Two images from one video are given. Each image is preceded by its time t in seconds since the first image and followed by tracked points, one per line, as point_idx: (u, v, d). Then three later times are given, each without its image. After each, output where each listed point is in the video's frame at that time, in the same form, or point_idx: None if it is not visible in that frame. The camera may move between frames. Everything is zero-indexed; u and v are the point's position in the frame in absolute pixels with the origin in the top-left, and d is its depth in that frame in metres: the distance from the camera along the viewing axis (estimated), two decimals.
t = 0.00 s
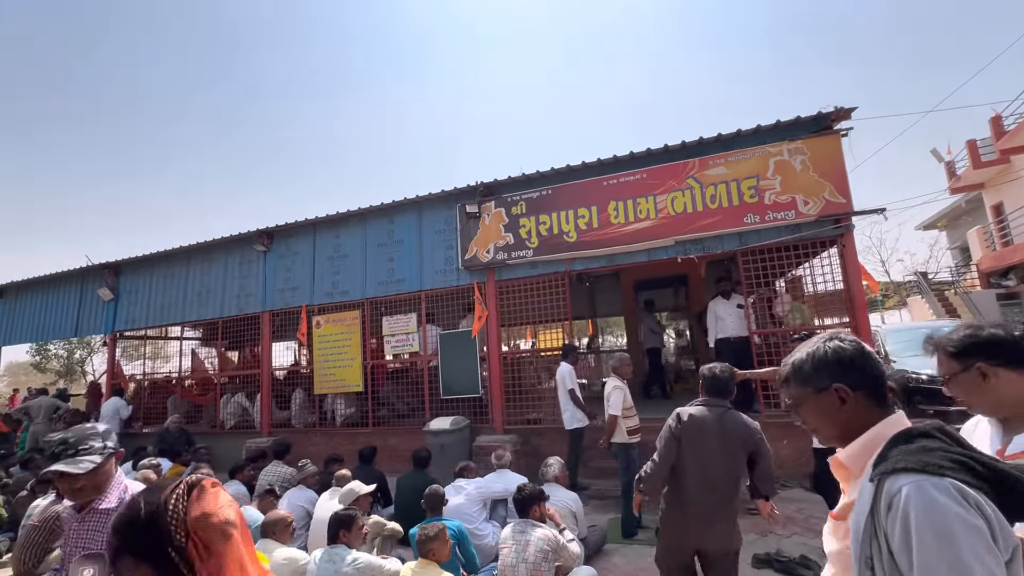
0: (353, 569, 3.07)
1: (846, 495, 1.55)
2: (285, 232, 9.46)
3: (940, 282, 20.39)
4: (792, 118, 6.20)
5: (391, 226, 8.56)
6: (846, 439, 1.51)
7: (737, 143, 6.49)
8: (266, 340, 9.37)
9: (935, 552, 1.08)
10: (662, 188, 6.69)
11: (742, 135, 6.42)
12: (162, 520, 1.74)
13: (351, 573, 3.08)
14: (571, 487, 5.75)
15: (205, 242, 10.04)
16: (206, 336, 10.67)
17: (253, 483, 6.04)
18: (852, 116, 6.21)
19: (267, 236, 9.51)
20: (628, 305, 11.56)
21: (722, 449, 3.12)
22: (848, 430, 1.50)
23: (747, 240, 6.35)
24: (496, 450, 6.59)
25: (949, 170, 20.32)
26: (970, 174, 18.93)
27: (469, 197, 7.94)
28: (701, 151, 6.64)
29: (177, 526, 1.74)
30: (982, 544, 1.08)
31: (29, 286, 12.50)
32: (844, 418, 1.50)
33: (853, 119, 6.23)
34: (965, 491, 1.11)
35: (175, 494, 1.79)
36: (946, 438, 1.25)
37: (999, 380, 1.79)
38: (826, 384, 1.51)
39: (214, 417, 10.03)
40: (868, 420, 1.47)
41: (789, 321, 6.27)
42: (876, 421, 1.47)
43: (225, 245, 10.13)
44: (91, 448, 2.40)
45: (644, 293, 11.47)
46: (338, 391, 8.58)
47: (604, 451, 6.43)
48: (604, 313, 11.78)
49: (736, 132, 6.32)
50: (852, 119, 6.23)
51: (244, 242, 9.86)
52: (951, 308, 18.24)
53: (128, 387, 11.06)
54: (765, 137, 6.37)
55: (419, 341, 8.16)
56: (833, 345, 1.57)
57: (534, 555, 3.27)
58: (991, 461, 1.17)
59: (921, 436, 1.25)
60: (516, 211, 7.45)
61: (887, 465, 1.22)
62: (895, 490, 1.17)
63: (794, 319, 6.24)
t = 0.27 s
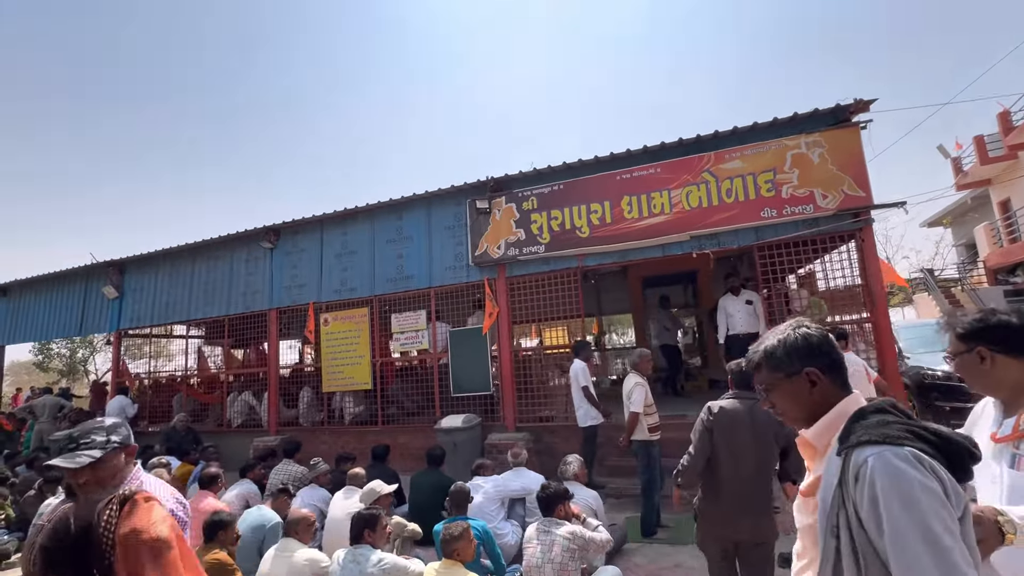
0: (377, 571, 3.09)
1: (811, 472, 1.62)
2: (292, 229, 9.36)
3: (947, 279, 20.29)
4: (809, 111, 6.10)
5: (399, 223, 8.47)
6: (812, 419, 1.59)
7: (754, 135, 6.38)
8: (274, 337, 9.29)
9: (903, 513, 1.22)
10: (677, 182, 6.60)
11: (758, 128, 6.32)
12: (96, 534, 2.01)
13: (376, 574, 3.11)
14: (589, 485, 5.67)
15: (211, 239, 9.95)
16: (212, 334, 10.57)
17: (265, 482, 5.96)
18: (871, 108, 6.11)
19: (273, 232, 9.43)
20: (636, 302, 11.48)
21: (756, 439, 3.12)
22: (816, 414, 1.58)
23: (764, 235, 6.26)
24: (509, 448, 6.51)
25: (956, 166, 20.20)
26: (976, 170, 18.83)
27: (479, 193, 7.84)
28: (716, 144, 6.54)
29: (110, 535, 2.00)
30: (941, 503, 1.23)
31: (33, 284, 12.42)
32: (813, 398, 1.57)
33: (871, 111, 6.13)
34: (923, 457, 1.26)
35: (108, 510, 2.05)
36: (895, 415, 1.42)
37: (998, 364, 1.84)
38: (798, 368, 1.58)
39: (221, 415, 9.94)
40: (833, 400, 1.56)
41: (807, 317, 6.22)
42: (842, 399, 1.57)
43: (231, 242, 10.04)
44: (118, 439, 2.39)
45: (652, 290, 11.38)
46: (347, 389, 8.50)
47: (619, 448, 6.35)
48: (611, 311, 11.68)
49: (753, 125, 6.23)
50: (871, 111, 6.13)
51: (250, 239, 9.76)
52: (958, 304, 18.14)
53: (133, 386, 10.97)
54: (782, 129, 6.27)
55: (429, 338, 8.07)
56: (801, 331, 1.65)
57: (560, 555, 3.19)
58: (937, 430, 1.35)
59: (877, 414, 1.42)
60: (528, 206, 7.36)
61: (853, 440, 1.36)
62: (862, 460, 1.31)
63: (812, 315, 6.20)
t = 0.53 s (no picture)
0: (398, 568, 3.10)
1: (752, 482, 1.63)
2: (294, 223, 9.27)
3: (946, 275, 20.37)
4: (820, 105, 6.05)
5: (403, 217, 8.40)
6: (755, 432, 1.57)
7: (764, 129, 6.34)
8: (276, 333, 9.22)
9: (827, 532, 1.26)
10: (686, 177, 6.55)
11: (769, 122, 6.28)
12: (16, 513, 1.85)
13: (397, 572, 3.13)
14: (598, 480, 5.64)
15: (212, 233, 9.84)
16: (213, 329, 10.47)
17: (271, 479, 5.90)
18: (882, 103, 6.08)
19: (276, 227, 9.34)
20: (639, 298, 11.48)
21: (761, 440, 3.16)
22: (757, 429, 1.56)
23: (773, 230, 6.23)
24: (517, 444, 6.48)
25: (955, 162, 20.23)
26: (976, 167, 18.87)
27: (485, 187, 7.78)
28: (726, 139, 6.49)
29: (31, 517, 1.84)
30: (863, 522, 1.26)
31: (30, 279, 12.27)
32: (755, 412, 1.55)
33: (882, 105, 6.10)
34: (848, 477, 1.30)
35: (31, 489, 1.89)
36: (830, 431, 1.44)
37: (969, 374, 2.01)
38: (743, 384, 1.55)
39: (223, 411, 9.87)
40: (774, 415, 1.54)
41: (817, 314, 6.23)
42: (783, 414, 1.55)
43: (232, 236, 9.94)
44: (135, 434, 2.45)
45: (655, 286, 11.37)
46: (351, 384, 8.44)
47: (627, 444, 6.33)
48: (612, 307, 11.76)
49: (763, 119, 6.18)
50: (882, 105, 6.10)
51: (252, 234, 9.67)
52: (957, 300, 18.21)
53: (133, 382, 10.87)
54: (793, 123, 6.23)
55: (434, 334, 8.02)
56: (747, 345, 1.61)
57: (579, 552, 3.15)
58: (865, 448, 1.37)
59: (812, 430, 1.44)
60: (535, 200, 7.30)
61: (788, 459, 1.38)
62: (794, 480, 1.34)
63: (823, 311, 6.22)
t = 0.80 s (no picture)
0: (410, 551, 3.14)
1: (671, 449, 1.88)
2: (293, 213, 9.20)
3: (939, 269, 20.57)
4: (823, 96, 6.07)
5: (404, 208, 8.37)
6: (673, 404, 1.80)
7: (767, 121, 6.36)
8: (276, 323, 9.19)
9: (713, 493, 1.49)
10: (688, 168, 6.56)
11: (771, 113, 6.29)
12: None
13: (409, 555, 3.16)
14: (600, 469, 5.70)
15: (209, 223, 9.76)
16: (211, 320, 10.41)
17: (274, 468, 5.91)
18: (884, 95, 6.10)
19: (275, 217, 9.28)
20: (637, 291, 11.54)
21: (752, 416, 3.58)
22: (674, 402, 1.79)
23: (774, 222, 6.26)
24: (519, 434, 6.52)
25: (950, 157, 20.37)
26: (970, 162, 19.01)
27: (486, 177, 7.76)
28: (728, 130, 6.50)
29: None
30: (745, 485, 1.49)
31: (24, 270, 12.15)
32: (673, 388, 1.79)
33: (884, 97, 6.12)
34: (737, 446, 1.54)
35: None
36: (734, 404, 1.67)
37: (890, 370, 2.61)
38: (662, 362, 1.78)
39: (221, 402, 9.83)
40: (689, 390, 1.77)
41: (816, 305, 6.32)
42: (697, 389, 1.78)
43: (230, 226, 9.86)
44: (136, 416, 2.48)
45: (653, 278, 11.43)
46: (352, 375, 8.44)
47: (628, 433, 6.39)
48: (610, 299, 11.79)
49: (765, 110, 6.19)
50: (884, 97, 6.13)
51: (250, 224, 9.60)
52: (949, 294, 18.40)
53: (130, 373, 10.79)
54: (795, 115, 6.25)
55: (435, 325, 8.02)
56: (671, 328, 1.81)
57: (590, 536, 3.19)
58: (759, 421, 1.61)
59: (717, 404, 1.67)
60: (536, 191, 7.30)
61: (691, 430, 1.62)
62: (693, 448, 1.57)
63: (822, 302, 6.30)
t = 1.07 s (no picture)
0: (416, 537, 3.16)
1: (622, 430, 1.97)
2: (292, 202, 9.13)
3: (932, 264, 20.75)
4: (825, 89, 6.08)
5: (404, 197, 8.32)
6: (622, 386, 1.90)
7: (769, 112, 6.36)
8: (274, 313, 9.15)
9: (642, 465, 1.56)
10: (690, 159, 6.56)
11: (774, 105, 6.29)
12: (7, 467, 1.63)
13: (415, 541, 3.18)
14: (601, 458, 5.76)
15: (205, 212, 9.67)
16: (208, 310, 10.35)
17: (275, 457, 5.92)
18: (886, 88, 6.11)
19: (273, 206, 9.20)
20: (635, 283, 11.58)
21: (756, 403, 3.82)
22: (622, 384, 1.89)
23: (775, 214, 6.28)
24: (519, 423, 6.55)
25: (945, 152, 20.48)
26: (965, 156, 19.12)
27: (487, 167, 7.72)
28: (730, 122, 6.50)
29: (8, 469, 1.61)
30: (672, 457, 1.56)
31: (18, 258, 12.01)
32: (618, 371, 1.89)
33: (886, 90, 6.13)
34: (667, 422, 1.60)
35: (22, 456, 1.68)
36: (672, 384, 1.74)
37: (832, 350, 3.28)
38: (609, 346, 1.88)
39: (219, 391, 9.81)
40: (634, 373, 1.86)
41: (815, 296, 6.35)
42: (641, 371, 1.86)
43: (227, 215, 9.78)
44: (132, 395, 2.53)
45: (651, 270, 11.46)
46: (351, 365, 8.43)
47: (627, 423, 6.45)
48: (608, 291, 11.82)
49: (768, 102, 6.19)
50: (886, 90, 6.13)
51: (248, 213, 9.52)
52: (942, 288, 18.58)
53: (126, 363, 10.72)
54: (797, 107, 6.25)
55: (435, 315, 8.02)
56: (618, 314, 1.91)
57: (598, 520, 3.23)
58: (694, 399, 1.67)
59: (655, 383, 1.74)
60: (538, 181, 7.27)
61: (628, 407, 1.69)
62: (628, 424, 1.65)
63: (822, 293, 6.34)
